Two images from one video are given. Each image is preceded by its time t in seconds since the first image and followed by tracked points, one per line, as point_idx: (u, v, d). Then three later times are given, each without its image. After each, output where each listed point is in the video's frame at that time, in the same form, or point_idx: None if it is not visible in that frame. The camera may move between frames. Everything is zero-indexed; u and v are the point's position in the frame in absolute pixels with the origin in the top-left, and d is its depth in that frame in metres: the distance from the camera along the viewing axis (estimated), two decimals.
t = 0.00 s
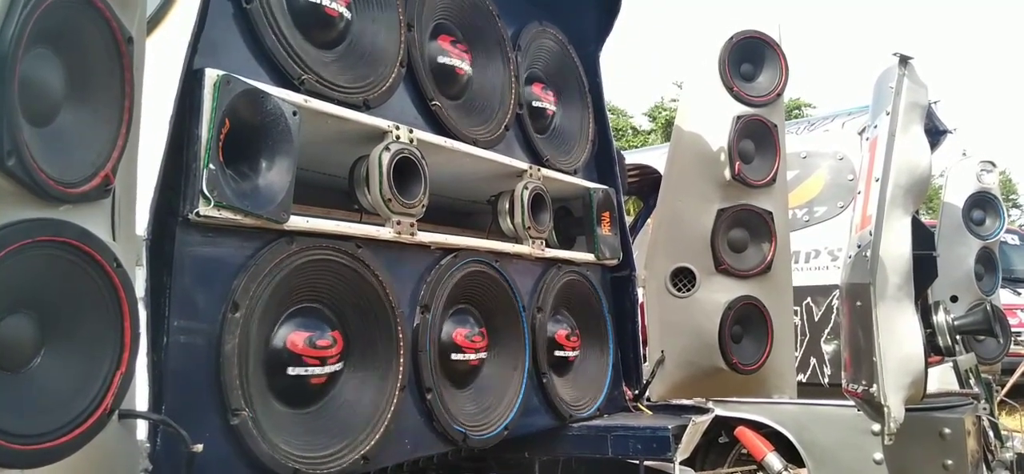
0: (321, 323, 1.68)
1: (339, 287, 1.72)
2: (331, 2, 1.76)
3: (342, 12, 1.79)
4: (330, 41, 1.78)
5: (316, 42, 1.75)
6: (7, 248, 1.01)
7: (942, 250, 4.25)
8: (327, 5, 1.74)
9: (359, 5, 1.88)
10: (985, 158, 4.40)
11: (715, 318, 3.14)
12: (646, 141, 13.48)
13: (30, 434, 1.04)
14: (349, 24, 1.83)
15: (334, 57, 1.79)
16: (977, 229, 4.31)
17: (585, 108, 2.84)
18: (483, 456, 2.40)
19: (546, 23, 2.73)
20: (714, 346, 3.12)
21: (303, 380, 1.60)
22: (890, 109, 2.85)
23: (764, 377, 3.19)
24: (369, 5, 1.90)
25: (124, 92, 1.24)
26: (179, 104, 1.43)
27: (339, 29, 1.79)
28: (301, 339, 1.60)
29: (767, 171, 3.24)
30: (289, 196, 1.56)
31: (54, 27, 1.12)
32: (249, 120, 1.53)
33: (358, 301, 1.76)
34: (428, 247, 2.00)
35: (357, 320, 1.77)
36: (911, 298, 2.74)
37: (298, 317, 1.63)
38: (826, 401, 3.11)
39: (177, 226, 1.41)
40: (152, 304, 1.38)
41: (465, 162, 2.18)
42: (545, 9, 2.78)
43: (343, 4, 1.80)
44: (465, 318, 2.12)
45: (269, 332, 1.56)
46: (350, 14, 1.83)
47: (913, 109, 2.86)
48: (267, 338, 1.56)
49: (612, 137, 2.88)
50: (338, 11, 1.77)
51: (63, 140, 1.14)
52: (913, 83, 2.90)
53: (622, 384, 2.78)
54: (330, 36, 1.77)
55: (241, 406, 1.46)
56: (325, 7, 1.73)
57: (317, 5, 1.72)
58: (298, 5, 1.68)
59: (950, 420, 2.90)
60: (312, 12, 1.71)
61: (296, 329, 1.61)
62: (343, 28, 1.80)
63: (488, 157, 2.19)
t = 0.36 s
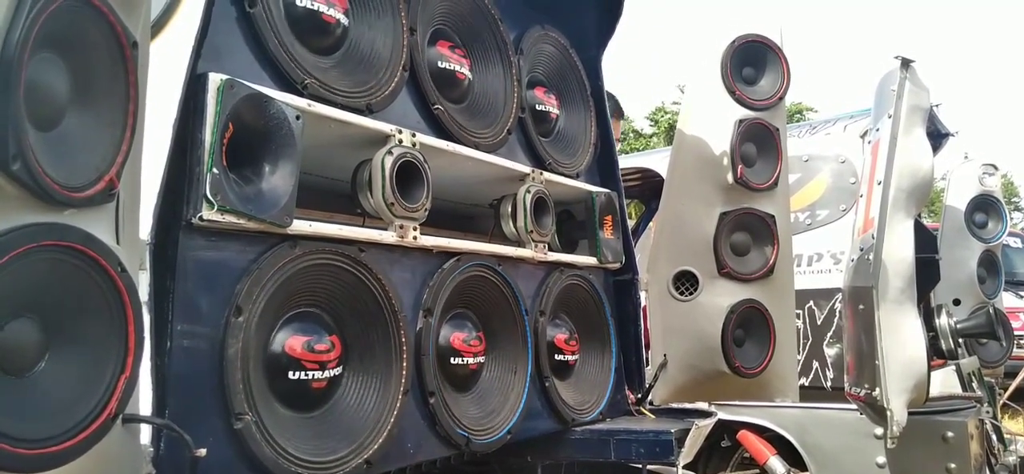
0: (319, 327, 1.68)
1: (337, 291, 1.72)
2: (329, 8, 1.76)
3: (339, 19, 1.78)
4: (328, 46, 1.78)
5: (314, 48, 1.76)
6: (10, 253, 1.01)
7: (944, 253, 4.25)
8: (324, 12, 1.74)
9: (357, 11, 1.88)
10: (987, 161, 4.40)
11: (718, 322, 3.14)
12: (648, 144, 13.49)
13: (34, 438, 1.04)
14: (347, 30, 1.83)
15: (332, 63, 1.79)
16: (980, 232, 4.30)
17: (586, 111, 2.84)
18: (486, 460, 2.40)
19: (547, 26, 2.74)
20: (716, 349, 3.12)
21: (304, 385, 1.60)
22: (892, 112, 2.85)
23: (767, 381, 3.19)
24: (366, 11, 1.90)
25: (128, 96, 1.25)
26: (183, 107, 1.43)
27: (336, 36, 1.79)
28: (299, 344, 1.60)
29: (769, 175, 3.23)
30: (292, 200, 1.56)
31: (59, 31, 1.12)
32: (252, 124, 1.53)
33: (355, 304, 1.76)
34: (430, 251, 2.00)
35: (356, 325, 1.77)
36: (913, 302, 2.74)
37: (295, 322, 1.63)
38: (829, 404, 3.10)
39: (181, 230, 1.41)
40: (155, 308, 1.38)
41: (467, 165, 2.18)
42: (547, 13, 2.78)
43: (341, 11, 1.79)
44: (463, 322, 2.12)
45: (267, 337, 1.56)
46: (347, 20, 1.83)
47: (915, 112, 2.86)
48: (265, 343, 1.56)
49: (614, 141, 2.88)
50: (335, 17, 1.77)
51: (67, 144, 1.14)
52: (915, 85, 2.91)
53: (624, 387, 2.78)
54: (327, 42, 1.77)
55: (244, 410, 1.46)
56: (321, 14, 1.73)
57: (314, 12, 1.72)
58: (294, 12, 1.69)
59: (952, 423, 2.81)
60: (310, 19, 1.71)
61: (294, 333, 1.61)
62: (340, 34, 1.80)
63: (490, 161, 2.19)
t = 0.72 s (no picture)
0: (320, 325, 1.68)
1: (338, 289, 1.72)
2: (329, 6, 1.75)
3: (340, 16, 1.78)
4: (329, 43, 1.78)
5: (315, 46, 1.76)
6: (13, 250, 1.01)
7: (944, 252, 4.25)
8: (325, 9, 1.74)
9: (357, 8, 1.88)
10: (987, 160, 4.41)
11: (718, 320, 3.13)
12: (648, 142, 13.49)
13: (37, 435, 1.05)
14: (348, 27, 1.83)
15: (333, 60, 1.79)
16: (980, 231, 4.29)
17: (587, 109, 2.84)
18: (485, 458, 2.40)
19: (548, 24, 2.73)
20: (716, 347, 3.11)
21: (305, 381, 1.60)
22: (894, 110, 2.85)
23: (767, 378, 3.18)
24: (366, 8, 1.90)
25: (130, 93, 1.25)
26: (184, 105, 1.43)
27: (336, 33, 1.78)
28: (300, 341, 1.60)
29: (769, 173, 3.23)
30: (293, 197, 1.56)
31: (61, 28, 1.12)
32: (253, 121, 1.53)
33: (355, 302, 1.76)
34: (431, 249, 2.00)
35: (357, 322, 1.77)
36: (914, 300, 2.74)
37: (296, 319, 1.63)
38: (829, 402, 3.11)
39: (182, 227, 1.41)
40: (157, 305, 1.38)
41: (468, 163, 2.18)
42: (547, 11, 2.78)
43: (341, 8, 1.79)
44: (463, 320, 2.12)
45: (268, 335, 1.56)
46: (348, 18, 1.83)
47: (916, 110, 2.86)
48: (266, 340, 1.56)
49: (614, 139, 2.88)
50: (336, 14, 1.77)
51: (69, 141, 1.14)
52: (917, 84, 2.91)
53: (624, 385, 2.79)
54: (328, 40, 1.77)
55: (245, 407, 1.46)
56: (322, 11, 1.73)
57: (315, 9, 1.72)
58: (294, 10, 1.69)
59: (952, 422, 2.88)
60: (311, 17, 1.71)
61: (295, 330, 1.61)
62: (341, 31, 1.80)
63: (491, 158, 2.19)
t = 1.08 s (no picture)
0: (323, 320, 1.68)
1: (340, 284, 1.72)
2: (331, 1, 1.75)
3: (343, 11, 1.78)
4: (333, 38, 1.78)
5: (320, 40, 1.76)
6: (14, 245, 1.01)
7: (947, 248, 4.24)
8: (329, 4, 1.74)
9: (361, 4, 1.87)
10: (991, 157, 4.41)
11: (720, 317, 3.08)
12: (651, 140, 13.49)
13: (39, 429, 1.05)
14: (351, 22, 1.83)
15: (337, 55, 1.79)
16: (983, 227, 4.28)
17: (590, 105, 2.84)
18: (487, 454, 2.40)
19: (551, 20, 2.73)
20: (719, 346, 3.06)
21: (309, 377, 1.60)
22: (897, 107, 2.84)
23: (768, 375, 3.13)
24: (370, 3, 1.90)
25: (132, 87, 1.24)
26: (187, 100, 1.43)
27: (340, 27, 1.78)
28: (303, 336, 1.60)
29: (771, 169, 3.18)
30: (296, 193, 1.56)
31: (64, 23, 1.12)
32: (256, 116, 1.53)
33: (357, 297, 1.76)
34: (433, 244, 1.99)
35: (359, 317, 1.77)
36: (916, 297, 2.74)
37: (298, 314, 1.64)
38: (831, 399, 3.10)
39: (184, 222, 1.41)
40: (159, 300, 1.38)
41: (471, 159, 2.18)
42: (551, 7, 2.78)
43: (345, 3, 1.79)
44: (465, 315, 2.12)
45: (270, 330, 1.56)
46: (352, 13, 1.83)
47: (920, 107, 2.87)
48: (268, 335, 1.56)
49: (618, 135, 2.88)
50: (339, 9, 1.77)
51: (71, 136, 1.14)
52: (919, 80, 2.91)
53: (626, 381, 2.79)
54: (331, 34, 1.77)
55: (248, 402, 1.46)
56: (326, 6, 1.73)
57: (319, 4, 1.72)
58: (298, 5, 1.69)
59: (955, 419, 2.91)
60: (315, 12, 1.71)
61: (298, 326, 1.61)
62: (345, 27, 1.80)
63: (494, 154, 2.19)
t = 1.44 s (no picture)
0: (326, 319, 1.69)
1: (343, 284, 1.72)
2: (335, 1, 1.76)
3: (345, 11, 1.78)
4: (334, 39, 1.79)
5: (321, 41, 1.76)
6: (18, 245, 1.02)
7: (950, 247, 4.24)
8: (330, 5, 1.74)
9: (364, 4, 1.88)
10: (994, 156, 4.41)
11: (723, 316, 2.98)
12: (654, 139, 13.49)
13: (43, 428, 1.05)
14: (353, 22, 1.83)
15: (340, 55, 1.80)
16: (986, 227, 4.26)
17: (592, 105, 2.84)
18: (489, 453, 2.41)
19: (554, 20, 2.73)
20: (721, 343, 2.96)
21: (311, 376, 1.61)
22: (900, 106, 2.84)
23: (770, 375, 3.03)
24: (372, 3, 1.90)
25: (136, 88, 1.25)
26: (190, 100, 1.43)
27: (342, 27, 1.79)
28: (306, 335, 1.60)
29: (772, 169, 3.09)
30: (299, 193, 1.56)
31: (68, 24, 1.12)
32: (258, 116, 1.53)
33: (360, 297, 1.77)
34: (436, 244, 2.00)
35: (361, 317, 1.77)
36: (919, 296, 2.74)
37: (302, 313, 1.64)
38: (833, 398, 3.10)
39: (188, 222, 1.42)
40: (162, 300, 1.39)
41: (473, 159, 2.18)
42: (554, 6, 2.78)
43: (347, 4, 1.79)
44: (468, 315, 2.12)
45: (274, 330, 1.57)
46: (354, 13, 1.83)
47: (923, 106, 2.86)
48: (272, 334, 1.57)
49: (620, 136, 2.88)
50: (341, 10, 1.77)
51: (76, 136, 1.15)
52: (923, 79, 2.89)
53: (628, 381, 2.80)
54: (334, 35, 1.78)
55: (251, 401, 1.46)
56: (328, 7, 1.73)
57: (321, 5, 1.72)
58: (300, 6, 1.69)
59: (957, 419, 2.90)
60: (318, 11, 1.72)
61: (301, 326, 1.62)
62: (346, 27, 1.80)
63: (496, 153, 2.19)
